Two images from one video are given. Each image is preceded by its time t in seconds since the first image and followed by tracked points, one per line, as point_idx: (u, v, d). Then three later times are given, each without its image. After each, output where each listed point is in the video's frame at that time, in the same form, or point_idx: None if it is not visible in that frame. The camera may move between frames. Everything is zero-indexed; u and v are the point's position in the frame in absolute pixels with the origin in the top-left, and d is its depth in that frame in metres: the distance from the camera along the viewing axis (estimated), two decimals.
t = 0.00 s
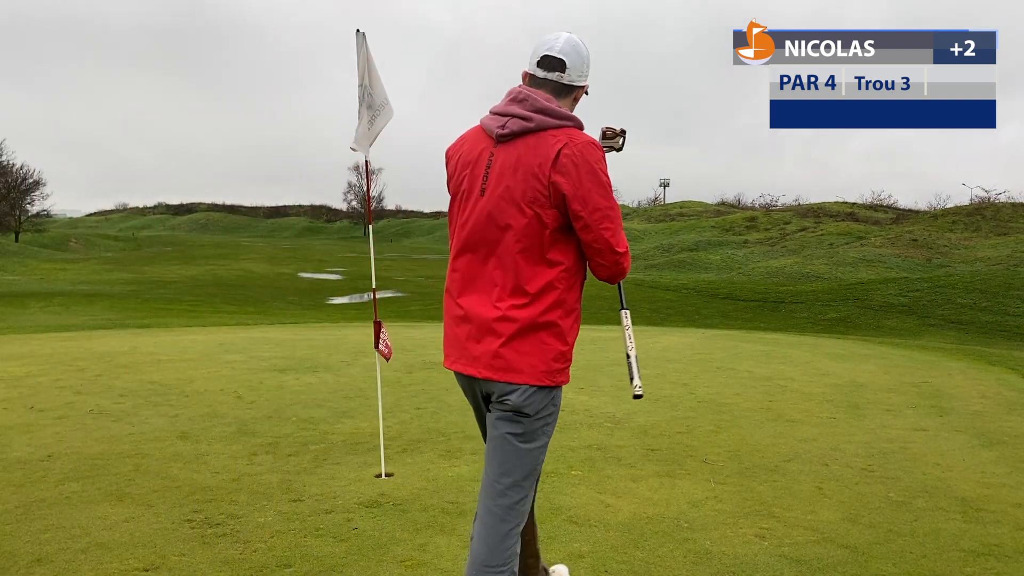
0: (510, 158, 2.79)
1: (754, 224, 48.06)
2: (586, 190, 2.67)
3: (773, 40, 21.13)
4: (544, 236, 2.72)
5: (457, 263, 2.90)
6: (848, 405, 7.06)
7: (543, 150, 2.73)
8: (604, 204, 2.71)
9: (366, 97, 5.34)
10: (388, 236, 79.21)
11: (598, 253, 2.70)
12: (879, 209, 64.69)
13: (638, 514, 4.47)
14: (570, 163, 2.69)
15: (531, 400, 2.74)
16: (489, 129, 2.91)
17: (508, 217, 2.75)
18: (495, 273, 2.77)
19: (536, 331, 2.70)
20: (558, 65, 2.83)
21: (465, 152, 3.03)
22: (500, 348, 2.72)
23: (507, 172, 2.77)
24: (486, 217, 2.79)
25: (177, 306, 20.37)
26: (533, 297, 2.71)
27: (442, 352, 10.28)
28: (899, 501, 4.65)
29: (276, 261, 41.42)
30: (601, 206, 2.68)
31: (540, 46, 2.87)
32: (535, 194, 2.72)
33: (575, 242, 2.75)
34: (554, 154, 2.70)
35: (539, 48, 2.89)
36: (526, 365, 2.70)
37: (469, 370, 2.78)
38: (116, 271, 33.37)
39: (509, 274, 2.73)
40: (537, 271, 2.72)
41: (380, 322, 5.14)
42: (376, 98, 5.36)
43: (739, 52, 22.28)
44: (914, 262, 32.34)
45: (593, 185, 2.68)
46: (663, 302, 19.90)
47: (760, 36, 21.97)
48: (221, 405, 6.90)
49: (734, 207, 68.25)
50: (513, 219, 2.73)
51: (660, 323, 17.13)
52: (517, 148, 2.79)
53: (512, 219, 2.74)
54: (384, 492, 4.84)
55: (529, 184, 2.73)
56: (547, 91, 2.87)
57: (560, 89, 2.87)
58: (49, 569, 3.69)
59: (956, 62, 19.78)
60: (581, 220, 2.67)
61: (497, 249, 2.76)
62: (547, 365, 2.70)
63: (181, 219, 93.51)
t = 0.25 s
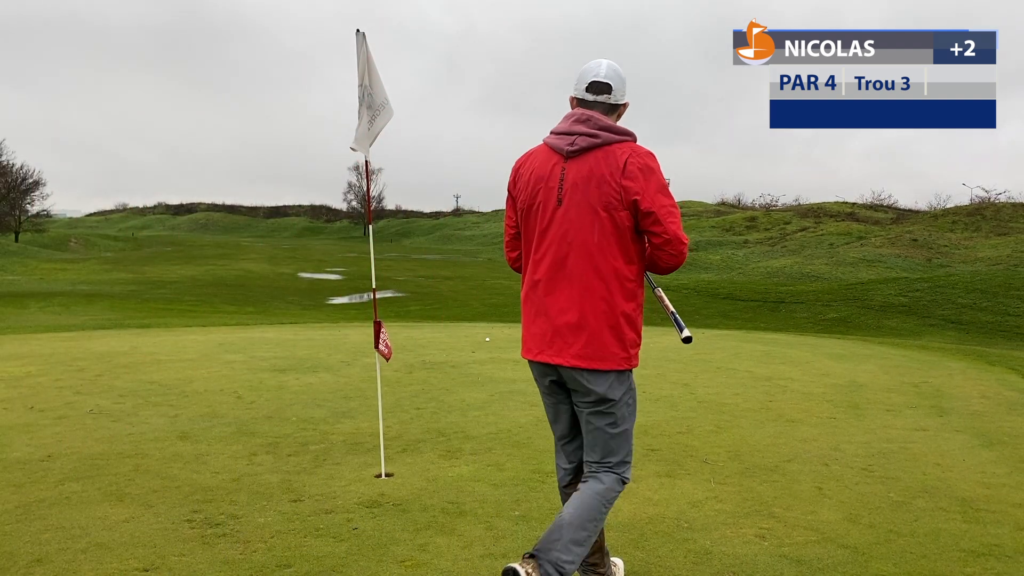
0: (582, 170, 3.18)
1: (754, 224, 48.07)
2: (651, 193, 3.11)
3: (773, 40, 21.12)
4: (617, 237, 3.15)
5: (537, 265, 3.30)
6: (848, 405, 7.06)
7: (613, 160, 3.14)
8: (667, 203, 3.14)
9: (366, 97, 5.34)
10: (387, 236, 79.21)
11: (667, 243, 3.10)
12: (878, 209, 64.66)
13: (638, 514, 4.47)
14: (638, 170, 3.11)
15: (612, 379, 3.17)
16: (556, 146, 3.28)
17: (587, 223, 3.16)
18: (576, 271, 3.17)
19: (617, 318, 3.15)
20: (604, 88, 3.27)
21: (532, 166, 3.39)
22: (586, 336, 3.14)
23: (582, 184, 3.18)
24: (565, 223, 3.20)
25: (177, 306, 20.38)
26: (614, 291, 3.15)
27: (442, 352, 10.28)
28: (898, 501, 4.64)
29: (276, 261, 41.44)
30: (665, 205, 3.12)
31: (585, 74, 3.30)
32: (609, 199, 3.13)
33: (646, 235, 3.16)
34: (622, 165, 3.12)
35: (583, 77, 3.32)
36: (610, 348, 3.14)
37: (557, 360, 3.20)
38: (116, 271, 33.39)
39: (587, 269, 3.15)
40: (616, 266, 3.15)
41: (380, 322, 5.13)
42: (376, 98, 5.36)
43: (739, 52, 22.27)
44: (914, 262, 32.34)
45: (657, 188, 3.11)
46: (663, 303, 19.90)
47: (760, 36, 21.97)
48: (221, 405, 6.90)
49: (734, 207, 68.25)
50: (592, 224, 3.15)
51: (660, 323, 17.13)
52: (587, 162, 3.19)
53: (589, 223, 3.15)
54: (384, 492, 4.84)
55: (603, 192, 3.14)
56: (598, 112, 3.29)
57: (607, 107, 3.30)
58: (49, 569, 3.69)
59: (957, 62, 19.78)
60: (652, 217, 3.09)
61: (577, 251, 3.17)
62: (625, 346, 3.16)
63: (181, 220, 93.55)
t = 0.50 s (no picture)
0: (626, 169, 3.45)
1: (754, 224, 48.08)
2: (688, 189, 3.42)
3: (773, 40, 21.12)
4: (657, 230, 3.45)
5: (583, 255, 3.54)
6: (848, 405, 7.06)
7: (654, 160, 3.43)
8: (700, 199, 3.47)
9: (366, 96, 5.34)
10: (387, 236, 79.22)
11: (699, 234, 3.41)
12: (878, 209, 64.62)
13: (638, 515, 4.46)
14: (677, 169, 3.40)
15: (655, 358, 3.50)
16: (599, 147, 3.53)
17: (632, 216, 3.44)
18: (622, 260, 3.45)
19: (658, 304, 3.45)
20: (642, 97, 3.57)
21: (575, 166, 3.63)
22: (632, 321, 3.43)
23: (626, 182, 3.45)
24: (611, 218, 3.47)
25: (177, 306, 20.39)
26: (654, 277, 3.46)
27: (441, 352, 10.28)
28: (898, 501, 4.64)
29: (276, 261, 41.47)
30: (699, 200, 3.43)
31: (624, 84, 3.59)
32: (652, 196, 3.42)
33: (679, 226, 3.48)
34: (662, 164, 3.42)
35: (622, 87, 3.62)
36: (652, 330, 3.45)
37: (605, 344, 3.47)
38: (116, 271, 33.41)
39: (632, 259, 3.44)
40: (656, 255, 3.46)
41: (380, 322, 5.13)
42: (376, 98, 5.36)
43: (739, 52, 22.26)
44: (914, 262, 32.34)
45: (694, 185, 3.42)
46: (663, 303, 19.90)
47: (760, 36, 21.96)
48: (221, 405, 6.89)
49: (733, 207, 68.24)
50: (635, 219, 3.43)
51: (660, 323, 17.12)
52: (630, 162, 3.46)
53: (635, 217, 3.44)
54: (384, 492, 4.84)
55: (647, 188, 3.43)
56: (636, 118, 3.58)
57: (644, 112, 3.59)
58: (49, 569, 3.69)
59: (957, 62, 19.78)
60: (687, 210, 3.41)
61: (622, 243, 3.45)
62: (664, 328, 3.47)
63: (181, 220, 93.56)
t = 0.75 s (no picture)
0: (674, 186, 3.86)
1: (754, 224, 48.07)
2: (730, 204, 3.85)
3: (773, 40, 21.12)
4: (702, 239, 3.87)
5: (636, 261, 3.93)
6: (848, 405, 7.06)
7: (701, 178, 3.84)
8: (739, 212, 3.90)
9: (366, 97, 5.34)
10: (387, 236, 79.21)
11: (736, 244, 3.84)
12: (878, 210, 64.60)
13: (638, 514, 4.46)
14: (721, 186, 3.83)
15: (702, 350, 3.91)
16: (649, 165, 3.93)
17: (680, 228, 3.84)
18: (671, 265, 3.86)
19: (704, 304, 3.87)
20: (683, 119, 3.97)
21: (627, 181, 4.01)
22: (683, 318, 3.83)
23: (675, 197, 3.86)
24: (663, 229, 3.86)
25: (177, 306, 20.38)
26: (697, 281, 3.88)
27: (441, 352, 10.28)
28: (898, 501, 4.64)
29: (276, 261, 41.47)
30: (738, 213, 3.86)
31: (667, 107, 4.01)
32: (698, 210, 3.84)
33: (718, 236, 3.90)
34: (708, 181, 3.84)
35: (664, 111, 4.03)
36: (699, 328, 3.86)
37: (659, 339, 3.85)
38: (116, 271, 33.41)
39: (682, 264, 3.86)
40: (700, 262, 3.88)
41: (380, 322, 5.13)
42: (376, 98, 5.36)
43: (739, 52, 22.24)
44: (914, 262, 32.35)
45: (734, 201, 3.85)
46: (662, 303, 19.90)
47: (760, 36, 21.97)
48: (221, 405, 6.90)
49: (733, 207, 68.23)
50: (684, 229, 3.85)
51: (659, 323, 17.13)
52: (680, 180, 3.87)
53: (683, 229, 3.84)
54: (384, 492, 4.84)
55: (693, 203, 3.84)
56: (679, 138, 3.99)
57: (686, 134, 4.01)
58: (49, 568, 3.69)
59: (957, 61, 19.78)
60: (727, 223, 3.83)
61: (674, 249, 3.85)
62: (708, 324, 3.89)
63: (181, 220, 93.57)
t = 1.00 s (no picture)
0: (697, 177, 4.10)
1: (754, 224, 48.06)
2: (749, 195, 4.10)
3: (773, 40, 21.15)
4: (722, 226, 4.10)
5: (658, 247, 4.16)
6: (848, 405, 7.06)
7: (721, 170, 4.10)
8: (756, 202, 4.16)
9: (366, 97, 5.35)
10: (387, 236, 79.21)
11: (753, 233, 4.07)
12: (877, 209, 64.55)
13: (638, 514, 4.47)
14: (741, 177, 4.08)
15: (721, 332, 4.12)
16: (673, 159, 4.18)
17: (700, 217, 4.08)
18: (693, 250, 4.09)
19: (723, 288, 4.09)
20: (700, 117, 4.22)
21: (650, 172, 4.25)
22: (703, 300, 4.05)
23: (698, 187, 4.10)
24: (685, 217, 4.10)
25: (177, 305, 20.38)
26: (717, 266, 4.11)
27: (441, 352, 10.28)
28: (898, 501, 4.65)
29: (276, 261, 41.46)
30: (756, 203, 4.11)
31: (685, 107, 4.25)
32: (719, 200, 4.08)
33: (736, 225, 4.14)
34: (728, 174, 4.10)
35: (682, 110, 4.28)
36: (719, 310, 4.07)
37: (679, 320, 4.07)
38: (116, 271, 33.41)
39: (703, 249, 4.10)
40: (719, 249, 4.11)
41: (380, 322, 5.14)
42: (377, 98, 5.36)
43: (739, 52, 22.27)
44: (914, 262, 32.35)
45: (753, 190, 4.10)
46: (662, 303, 19.90)
47: (760, 37, 22.01)
48: (221, 405, 6.90)
49: (733, 207, 68.20)
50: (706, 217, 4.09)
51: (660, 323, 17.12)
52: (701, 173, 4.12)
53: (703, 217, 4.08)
54: (384, 492, 4.85)
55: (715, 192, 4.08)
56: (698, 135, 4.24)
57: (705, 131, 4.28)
58: (50, 568, 3.69)
59: (956, 61, 19.80)
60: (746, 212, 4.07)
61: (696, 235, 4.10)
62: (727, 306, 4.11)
63: (182, 219, 93.57)
